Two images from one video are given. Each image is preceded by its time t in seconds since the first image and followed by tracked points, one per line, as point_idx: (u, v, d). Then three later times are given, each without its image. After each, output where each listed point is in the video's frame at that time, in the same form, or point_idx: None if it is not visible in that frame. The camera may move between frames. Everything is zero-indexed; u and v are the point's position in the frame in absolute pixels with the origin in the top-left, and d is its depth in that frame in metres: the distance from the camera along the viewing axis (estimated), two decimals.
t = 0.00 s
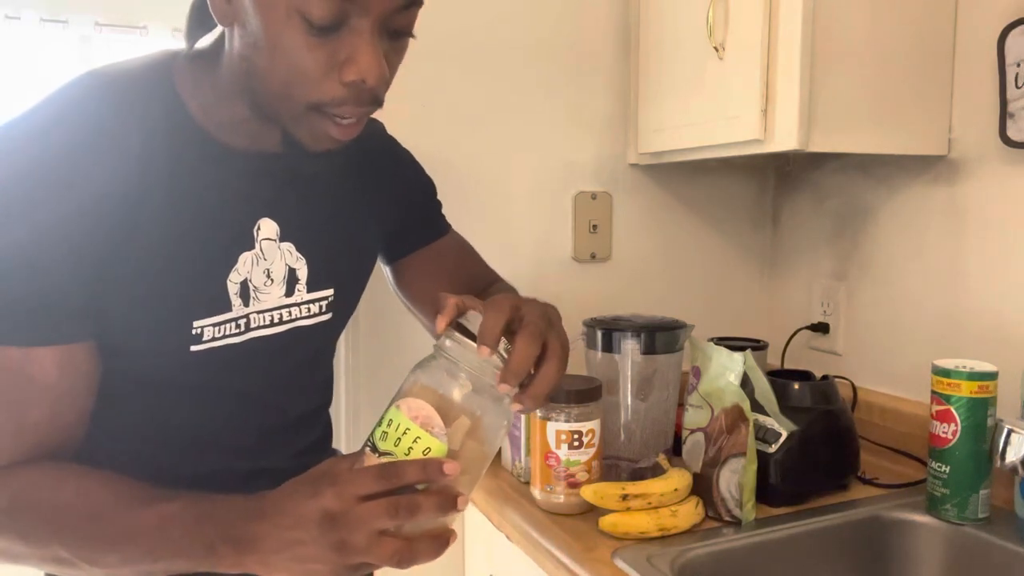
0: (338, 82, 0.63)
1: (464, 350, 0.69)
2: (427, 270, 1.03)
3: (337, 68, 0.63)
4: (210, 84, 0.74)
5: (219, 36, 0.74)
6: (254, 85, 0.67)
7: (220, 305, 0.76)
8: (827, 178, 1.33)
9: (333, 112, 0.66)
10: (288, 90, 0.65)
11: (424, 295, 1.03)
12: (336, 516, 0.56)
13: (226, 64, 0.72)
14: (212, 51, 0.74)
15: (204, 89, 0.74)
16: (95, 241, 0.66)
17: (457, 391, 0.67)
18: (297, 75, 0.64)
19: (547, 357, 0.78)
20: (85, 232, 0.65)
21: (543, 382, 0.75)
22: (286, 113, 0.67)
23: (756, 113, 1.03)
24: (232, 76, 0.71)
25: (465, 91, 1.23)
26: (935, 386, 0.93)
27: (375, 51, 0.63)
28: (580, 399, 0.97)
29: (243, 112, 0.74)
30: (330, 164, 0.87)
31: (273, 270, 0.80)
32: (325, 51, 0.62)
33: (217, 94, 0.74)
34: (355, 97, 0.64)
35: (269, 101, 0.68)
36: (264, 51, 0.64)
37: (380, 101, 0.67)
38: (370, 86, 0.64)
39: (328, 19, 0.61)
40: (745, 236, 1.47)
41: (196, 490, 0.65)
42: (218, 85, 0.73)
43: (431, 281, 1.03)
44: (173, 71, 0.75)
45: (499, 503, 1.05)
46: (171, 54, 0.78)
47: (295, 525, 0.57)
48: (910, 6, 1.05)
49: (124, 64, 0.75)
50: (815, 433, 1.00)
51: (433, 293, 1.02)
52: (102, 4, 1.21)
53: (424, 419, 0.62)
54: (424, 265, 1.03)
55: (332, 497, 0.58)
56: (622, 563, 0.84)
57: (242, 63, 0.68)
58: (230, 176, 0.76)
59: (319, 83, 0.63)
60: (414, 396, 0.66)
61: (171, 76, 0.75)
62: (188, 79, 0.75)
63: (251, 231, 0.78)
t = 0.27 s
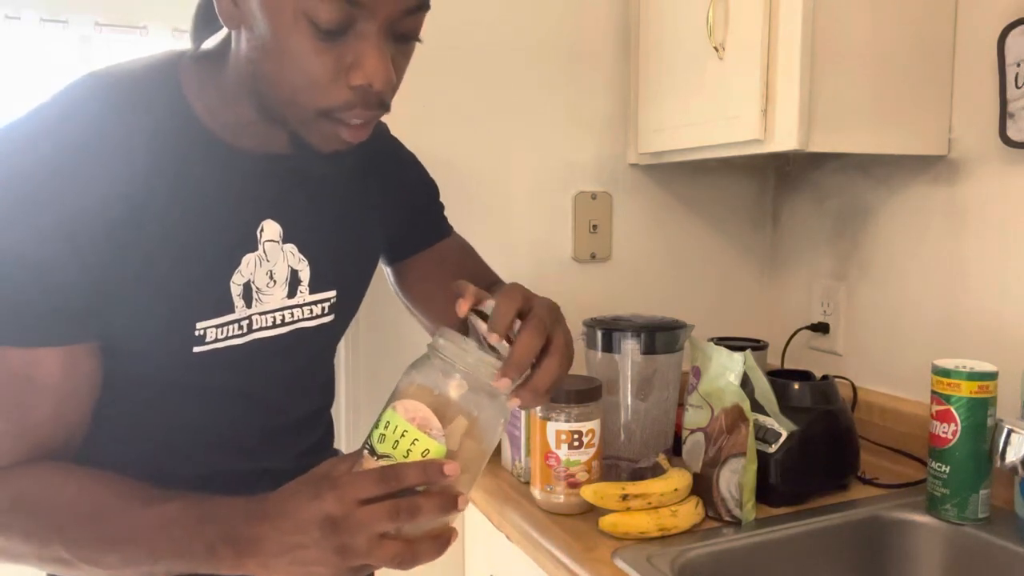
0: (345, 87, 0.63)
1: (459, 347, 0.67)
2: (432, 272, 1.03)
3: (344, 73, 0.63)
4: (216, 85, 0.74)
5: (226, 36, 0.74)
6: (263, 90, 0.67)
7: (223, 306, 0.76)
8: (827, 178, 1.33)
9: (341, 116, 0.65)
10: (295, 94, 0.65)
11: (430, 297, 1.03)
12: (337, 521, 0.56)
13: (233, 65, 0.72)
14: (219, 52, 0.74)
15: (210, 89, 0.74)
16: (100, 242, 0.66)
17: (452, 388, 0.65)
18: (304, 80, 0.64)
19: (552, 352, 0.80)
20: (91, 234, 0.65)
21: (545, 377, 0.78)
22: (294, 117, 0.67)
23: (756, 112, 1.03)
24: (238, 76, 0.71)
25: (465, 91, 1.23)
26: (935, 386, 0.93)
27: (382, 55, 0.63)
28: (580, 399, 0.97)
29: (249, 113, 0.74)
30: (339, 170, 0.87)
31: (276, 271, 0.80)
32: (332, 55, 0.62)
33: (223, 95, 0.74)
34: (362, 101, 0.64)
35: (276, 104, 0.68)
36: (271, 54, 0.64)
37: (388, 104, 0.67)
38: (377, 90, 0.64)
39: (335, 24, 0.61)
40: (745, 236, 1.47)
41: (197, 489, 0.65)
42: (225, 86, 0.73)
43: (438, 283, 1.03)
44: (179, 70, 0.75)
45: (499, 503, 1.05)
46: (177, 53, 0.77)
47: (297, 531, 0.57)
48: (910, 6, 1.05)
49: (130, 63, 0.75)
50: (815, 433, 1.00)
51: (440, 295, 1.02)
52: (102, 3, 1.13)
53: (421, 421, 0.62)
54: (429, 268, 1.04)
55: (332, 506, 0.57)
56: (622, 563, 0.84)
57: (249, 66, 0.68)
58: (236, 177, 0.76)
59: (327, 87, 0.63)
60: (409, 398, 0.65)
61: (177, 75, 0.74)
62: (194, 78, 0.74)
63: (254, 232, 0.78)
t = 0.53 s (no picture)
0: (356, 108, 0.66)
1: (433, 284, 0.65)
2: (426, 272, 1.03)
3: (356, 94, 0.65)
4: (219, 86, 0.74)
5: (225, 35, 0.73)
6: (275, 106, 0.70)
7: (225, 308, 0.76)
8: (827, 178, 1.33)
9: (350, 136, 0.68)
10: (307, 111, 0.67)
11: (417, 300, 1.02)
12: (333, 475, 0.56)
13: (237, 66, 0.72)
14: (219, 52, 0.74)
15: (213, 90, 0.74)
16: (104, 241, 0.65)
17: (426, 325, 0.64)
18: (316, 100, 0.66)
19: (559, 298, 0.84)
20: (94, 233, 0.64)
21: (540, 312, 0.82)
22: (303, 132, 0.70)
23: (756, 112, 1.03)
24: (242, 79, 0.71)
25: (466, 91, 1.23)
26: (935, 386, 0.93)
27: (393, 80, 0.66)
28: (580, 399, 0.97)
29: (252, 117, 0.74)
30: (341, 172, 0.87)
31: (277, 272, 0.80)
32: (345, 76, 0.65)
33: (226, 96, 0.74)
34: (370, 121, 0.67)
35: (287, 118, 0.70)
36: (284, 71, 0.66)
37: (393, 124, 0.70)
38: (387, 113, 0.67)
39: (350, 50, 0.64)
40: (745, 236, 1.47)
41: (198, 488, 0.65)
42: (228, 88, 0.73)
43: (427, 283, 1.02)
44: (183, 71, 0.75)
45: (499, 503, 1.05)
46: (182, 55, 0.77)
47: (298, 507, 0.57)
48: (910, 7, 1.05)
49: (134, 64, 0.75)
50: (815, 433, 1.00)
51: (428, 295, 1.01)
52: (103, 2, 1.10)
53: (395, 363, 0.61)
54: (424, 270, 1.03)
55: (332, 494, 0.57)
56: (622, 563, 0.84)
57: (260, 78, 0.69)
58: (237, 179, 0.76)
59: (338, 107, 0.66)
60: (385, 340, 0.64)
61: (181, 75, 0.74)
62: (197, 78, 0.74)
63: (256, 234, 0.78)
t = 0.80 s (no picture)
0: (364, 153, 0.67)
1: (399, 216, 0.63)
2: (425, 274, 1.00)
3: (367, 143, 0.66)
4: (230, 93, 0.74)
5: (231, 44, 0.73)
6: (288, 133, 0.71)
7: (230, 309, 0.77)
8: (827, 178, 1.33)
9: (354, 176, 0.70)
10: (316, 149, 0.69)
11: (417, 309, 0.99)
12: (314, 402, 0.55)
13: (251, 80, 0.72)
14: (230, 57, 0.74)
15: (222, 94, 0.74)
16: (107, 241, 0.65)
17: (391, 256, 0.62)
18: (329, 142, 0.67)
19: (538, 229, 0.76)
20: (98, 232, 0.64)
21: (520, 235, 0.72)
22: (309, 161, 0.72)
23: (756, 112, 1.03)
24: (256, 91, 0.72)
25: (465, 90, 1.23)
26: (935, 386, 0.93)
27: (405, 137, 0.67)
28: (580, 399, 0.97)
29: (259, 131, 0.75)
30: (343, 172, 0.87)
31: (281, 275, 0.81)
32: (360, 124, 0.66)
33: (237, 100, 0.74)
34: (376, 166, 0.68)
35: (297, 147, 0.72)
36: (300, 109, 0.67)
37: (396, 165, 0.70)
38: (394, 161, 0.66)
39: (369, 103, 0.65)
40: (745, 236, 1.47)
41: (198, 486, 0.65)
42: (240, 96, 0.74)
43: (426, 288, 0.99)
44: (190, 73, 0.75)
45: (499, 503, 1.05)
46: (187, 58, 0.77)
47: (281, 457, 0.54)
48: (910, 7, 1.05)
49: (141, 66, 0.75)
50: (815, 433, 1.00)
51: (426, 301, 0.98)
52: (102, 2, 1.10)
53: (365, 287, 0.58)
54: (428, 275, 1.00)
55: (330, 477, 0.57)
56: (622, 563, 0.84)
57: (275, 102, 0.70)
58: (242, 182, 0.76)
59: (346, 150, 0.67)
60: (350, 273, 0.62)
61: (188, 78, 0.74)
62: (205, 81, 0.74)
63: (261, 236, 0.79)
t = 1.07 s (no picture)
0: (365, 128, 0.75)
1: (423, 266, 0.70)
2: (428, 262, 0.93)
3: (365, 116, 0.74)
4: (228, 92, 0.73)
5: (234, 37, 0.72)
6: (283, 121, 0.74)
7: (230, 306, 0.76)
8: (827, 178, 1.33)
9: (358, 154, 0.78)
10: (312, 129, 0.74)
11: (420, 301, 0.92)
12: (326, 438, 0.64)
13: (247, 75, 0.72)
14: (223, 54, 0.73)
15: (219, 92, 0.73)
16: (105, 242, 0.66)
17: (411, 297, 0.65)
18: (326, 118, 0.73)
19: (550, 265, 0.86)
20: (95, 233, 0.65)
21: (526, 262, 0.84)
22: (306, 143, 0.75)
23: (756, 112, 1.03)
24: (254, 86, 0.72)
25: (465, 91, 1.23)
26: (935, 386, 0.93)
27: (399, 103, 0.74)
28: (580, 399, 0.97)
29: (258, 128, 0.75)
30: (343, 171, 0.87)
31: (282, 270, 0.80)
32: (356, 97, 0.72)
33: (234, 99, 0.73)
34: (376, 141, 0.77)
35: (294, 131, 0.75)
36: (293, 88, 0.71)
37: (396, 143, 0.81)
38: (393, 132, 0.76)
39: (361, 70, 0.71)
40: (745, 236, 1.47)
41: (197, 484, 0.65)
42: (238, 93, 0.73)
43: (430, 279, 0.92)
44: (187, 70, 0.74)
45: (499, 503, 1.05)
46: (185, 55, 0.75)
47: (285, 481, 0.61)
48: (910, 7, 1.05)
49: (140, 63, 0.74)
50: (815, 433, 1.00)
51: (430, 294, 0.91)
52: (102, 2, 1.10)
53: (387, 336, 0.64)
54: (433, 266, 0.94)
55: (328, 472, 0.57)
56: (621, 563, 0.84)
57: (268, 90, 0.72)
58: (240, 182, 0.76)
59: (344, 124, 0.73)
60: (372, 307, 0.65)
61: (186, 77, 0.73)
62: (202, 78, 0.73)
63: (260, 232, 0.78)
